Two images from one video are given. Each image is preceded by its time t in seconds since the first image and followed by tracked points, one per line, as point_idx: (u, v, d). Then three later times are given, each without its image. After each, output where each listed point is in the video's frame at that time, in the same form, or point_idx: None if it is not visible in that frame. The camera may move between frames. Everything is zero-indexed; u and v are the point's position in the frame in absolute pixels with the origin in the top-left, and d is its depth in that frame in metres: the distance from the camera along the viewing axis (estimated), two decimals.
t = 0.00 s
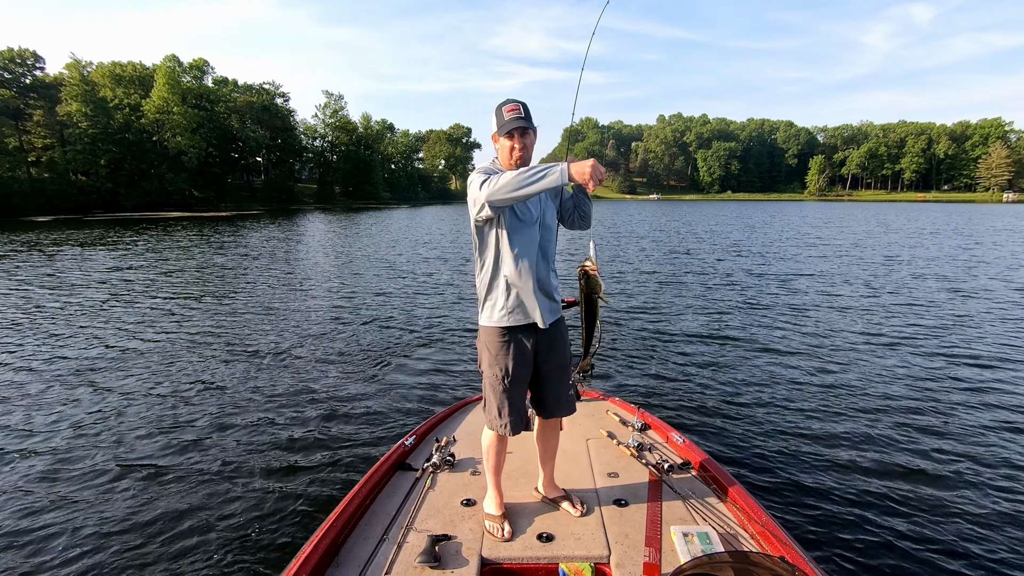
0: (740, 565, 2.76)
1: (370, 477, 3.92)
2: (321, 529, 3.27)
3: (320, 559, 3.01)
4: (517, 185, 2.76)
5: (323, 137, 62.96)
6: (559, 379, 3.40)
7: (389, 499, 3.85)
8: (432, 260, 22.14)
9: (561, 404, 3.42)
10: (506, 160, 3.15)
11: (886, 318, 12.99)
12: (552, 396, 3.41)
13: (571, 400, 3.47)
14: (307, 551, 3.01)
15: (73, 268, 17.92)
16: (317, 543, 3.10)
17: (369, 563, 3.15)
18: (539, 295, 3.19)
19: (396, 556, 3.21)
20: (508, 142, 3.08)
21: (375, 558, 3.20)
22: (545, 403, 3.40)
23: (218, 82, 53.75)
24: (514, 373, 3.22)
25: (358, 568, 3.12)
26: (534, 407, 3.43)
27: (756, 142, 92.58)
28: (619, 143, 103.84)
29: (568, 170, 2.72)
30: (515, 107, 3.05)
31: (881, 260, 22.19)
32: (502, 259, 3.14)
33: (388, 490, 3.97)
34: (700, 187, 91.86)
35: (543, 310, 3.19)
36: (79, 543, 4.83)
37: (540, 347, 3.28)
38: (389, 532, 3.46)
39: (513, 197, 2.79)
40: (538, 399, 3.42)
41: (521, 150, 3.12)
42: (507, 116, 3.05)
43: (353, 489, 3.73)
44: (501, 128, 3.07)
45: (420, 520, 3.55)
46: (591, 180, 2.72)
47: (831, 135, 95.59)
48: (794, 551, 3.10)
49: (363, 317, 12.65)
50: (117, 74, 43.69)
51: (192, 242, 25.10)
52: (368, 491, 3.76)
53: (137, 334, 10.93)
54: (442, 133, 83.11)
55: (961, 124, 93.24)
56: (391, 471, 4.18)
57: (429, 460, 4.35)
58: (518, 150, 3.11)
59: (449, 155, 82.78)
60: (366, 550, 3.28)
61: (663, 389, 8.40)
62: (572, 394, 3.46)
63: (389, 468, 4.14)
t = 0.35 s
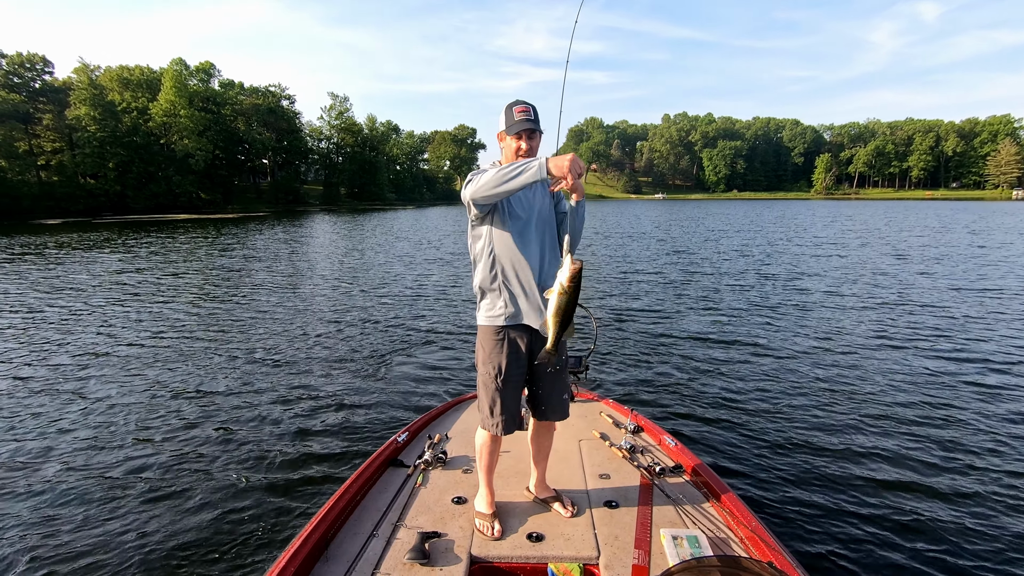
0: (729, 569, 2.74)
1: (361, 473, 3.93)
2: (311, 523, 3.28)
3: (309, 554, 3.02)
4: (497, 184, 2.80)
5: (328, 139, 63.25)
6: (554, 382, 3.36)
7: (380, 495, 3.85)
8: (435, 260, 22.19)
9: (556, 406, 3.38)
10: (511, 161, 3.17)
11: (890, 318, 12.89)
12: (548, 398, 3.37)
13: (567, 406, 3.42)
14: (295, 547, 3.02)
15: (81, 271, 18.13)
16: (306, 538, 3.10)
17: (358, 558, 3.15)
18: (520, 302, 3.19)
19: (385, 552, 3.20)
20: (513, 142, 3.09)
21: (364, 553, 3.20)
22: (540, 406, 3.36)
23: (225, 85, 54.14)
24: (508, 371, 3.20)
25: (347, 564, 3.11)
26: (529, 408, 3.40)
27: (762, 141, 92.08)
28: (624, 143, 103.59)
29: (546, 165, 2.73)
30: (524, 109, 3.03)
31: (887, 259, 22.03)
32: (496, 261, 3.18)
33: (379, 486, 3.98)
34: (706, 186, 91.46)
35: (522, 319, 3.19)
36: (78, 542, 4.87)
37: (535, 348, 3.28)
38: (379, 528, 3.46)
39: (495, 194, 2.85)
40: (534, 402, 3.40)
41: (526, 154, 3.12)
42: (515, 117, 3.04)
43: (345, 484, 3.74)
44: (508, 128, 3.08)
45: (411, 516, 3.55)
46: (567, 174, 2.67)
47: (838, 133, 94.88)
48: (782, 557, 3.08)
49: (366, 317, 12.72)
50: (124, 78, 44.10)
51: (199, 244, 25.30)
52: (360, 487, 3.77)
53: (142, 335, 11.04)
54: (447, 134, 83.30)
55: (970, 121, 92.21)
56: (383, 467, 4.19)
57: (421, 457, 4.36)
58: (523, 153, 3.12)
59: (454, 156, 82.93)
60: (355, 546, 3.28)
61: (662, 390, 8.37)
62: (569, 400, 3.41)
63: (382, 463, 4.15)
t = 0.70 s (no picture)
0: (733, 568, 2.73)
1: (364, 475, 3.95)
2: (313, 526, 3.30)
3: (312, 556, 3.03)
4: (496, 162, 2.85)
5: (334, 142, 63.58)
6: (560, 382, 3.35)
7: (383, 496, 3.88)
8: (441, 262, 22.27)
9: (563, 407, 3.38)
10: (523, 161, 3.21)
11: (897, 315, 12.79)
12: (553, 398, 3.36)
13: (571, 407, 3.40)
14: (298, 549, 3.03)
15: (91, 276, 18.35)
16: (309, 540, 3.12)
17: (361, 561, 3.16)
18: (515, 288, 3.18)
19: (388, 554, 3.22)
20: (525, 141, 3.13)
21: (368, 555, 3.22)
22: (545, 405, 3.36)
23: (231, 90, 54.59)
24: (513, 371, 3.21)
25: (350, 566, 3.13)
26: (535, 408, 3.40)
27: (768, 138, 91.60)
28: (629, 142, 103.43)
29: (543, 141, 2.78)
30: (538, 111, 3.04)
31: (895, 256, 21.85)
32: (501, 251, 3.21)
33: (382, 488, 4.00)
34: (712, 184, 91.07)
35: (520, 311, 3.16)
36: (86, 543, 4.94)
37: (542, 348, 3.26)
38: (382, 530, 3.48)
39: (494, 172, 2.89)
40: (538, 401, 3.39)
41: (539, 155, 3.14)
42: (529, 120, 3.04)
43: (347, 487, 3.76)
44: (521, 130, 3.11)
45: (414, 518, 3.57)
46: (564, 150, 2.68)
47: (845, 130, 94.20)
48: (786, 557, 3.07)
49: (372, 319, 12.79)
50: (133, 84, 44.60)
51: (206, 248, 25.52)
52: (362, 489, 3.78)
53: (151, 339, 11.17)
54: (453, 136, 83.51)
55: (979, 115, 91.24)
56: (386, 469, 4.21)
57: (423, 458, 4.38)
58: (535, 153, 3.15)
59: (459, 157, 83.10)
60: (358, 548, 3.29)
61: (668, 389, 8.33)
62: (573, 400, 3.40)
63: (384, 465, 4.17)
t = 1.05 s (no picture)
0: (740, 566, 2.75)
1: (370, 477, 3.98)
2: (320, 530, 3.32)
3: (320, 559, 3.06)
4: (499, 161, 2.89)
5: (340, 142, 63.85)
6: (566, 382, 3.37)
7: (389, 499, 3.90)
8: (447, 262, 22.36)
9: (569, 407, 3.40)
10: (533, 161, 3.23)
11: (905, 316, 12.73)
12: (558, 397, 3.38)
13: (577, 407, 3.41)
14: (306, 552, 3.06)
15: (101, 276, 18.55)
16: (317, 544, 3.14)
17: (369, 564, 3.19)
18: (522, 287, 3.22)
19: (395, 557, 3.24)
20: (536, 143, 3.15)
21: (375, 558, 3.25)
22: (551, 404, 3.38)
23: (239, 92, 54.98)
24: (519, 370, 3.23)
25: (358, 568, 3.16)
26: (541, 407, 3.42)
27: (775, 137, 91.18)
28: (635, 141, 103.28)
29: (546, 140, 2.79)
30: (549, 113, 3.05)
31: (904, 256, 21.71)
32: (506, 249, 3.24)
33: (388, 491, 4.02)
34: (718, 183, 90.73)
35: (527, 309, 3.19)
36: (98, 543, 5.00)
37: (548, 348, 3.28)
38: (389, 532, 3.50)
39: (497, 171, 2.92)
40: (545, 400, 3.41)
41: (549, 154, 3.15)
42: (540, 121, 3.07)
43: (353, 490, 3.78)
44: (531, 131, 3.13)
45: (421, 520, 3.60)
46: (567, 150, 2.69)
47: (853, 129, 93.60)
48: (794, 553, 3.07)
49: (378, 319, 12.86)
50: (142, 86, 45.03)
51: (214, 249, 25.74)
52: (369, 492, 3.81)
53: (161, 340, 11.29)
54: (458, 136, 83.67)
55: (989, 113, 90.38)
56: (391, 472, 4.24)
57: (428, 460, 4.41)
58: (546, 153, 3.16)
59: (465, 157, 83.21)
60: (365, 551, 3.32)
61: (673, 390, 8.31)
62: (579, 400, 3.40)
63: (390, 468, 4.20)
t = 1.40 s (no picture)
0: (743, 565, 2.75)
1: (371, 477, 4.00)
2: (323, 530, 3.34)
3: (322, 559, 3.08)
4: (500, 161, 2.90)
5: (347, 141, 64.01)
6: (567, 381, 3.38)
7: (390, 499, 3.93)
8: (452, 261, 22.39)
9: (570, 406, 3.41)
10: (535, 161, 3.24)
11: (912, 319, 12.65)
12: (560, 396, 3.39)
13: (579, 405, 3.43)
14: (308, 552, 3.08)
15: (108, 274, 18.69)
16: (319, 544, 3.16)
17: (371, 564, 3.21)
18: (523, 286, 3.23)
19: (397, 557, 3.26)
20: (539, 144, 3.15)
21: (376, 558, 3.27)
22: (552, 402, 3.39)
23: (246, 91, 55.23)
24: (521, 369, 3.24)
25: (360, 568, 3.19)
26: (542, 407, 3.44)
27: (782, 137, 90.68)
28: (641, 141, 103.00)
29: (547, 141, 2.80)
30: (553, 114, 3.06)
31: (912, 258, 21.56)
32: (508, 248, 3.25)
33: (390, 491, 4.05)
34: (725, 183, 90.34)
35: (529, 308, 3.20)
36: (104, 540, 5.06)
37: (549, 347, 3.29)
38: (390, 533, 3.52)
39: (499, 171, 2.94)
40: (546, 398, 3.43)
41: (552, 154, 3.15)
42: (543, 122, 3.08)
43: (355, 490, 3.80)
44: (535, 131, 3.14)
45: (423, 521, 3.62)
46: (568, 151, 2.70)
47: (861, 129, 92.85)
48: (797, 552, 3.07)
49: (383, 318, 12.91)
50: (150, 85, 45.35)
51: (220, 247, 25.91)
52: (370, 492, 3.83)
53: (167, 337, 11.38)
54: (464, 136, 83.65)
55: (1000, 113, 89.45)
56: (393, 472, 4.26)
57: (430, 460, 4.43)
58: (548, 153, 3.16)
59: (471, 156, 83.16)
60: (367, 552, 3.34)
61: (677, 394, 8.32)
62: (580, 399, 3.42)
63: (391, 468, 4.22)
